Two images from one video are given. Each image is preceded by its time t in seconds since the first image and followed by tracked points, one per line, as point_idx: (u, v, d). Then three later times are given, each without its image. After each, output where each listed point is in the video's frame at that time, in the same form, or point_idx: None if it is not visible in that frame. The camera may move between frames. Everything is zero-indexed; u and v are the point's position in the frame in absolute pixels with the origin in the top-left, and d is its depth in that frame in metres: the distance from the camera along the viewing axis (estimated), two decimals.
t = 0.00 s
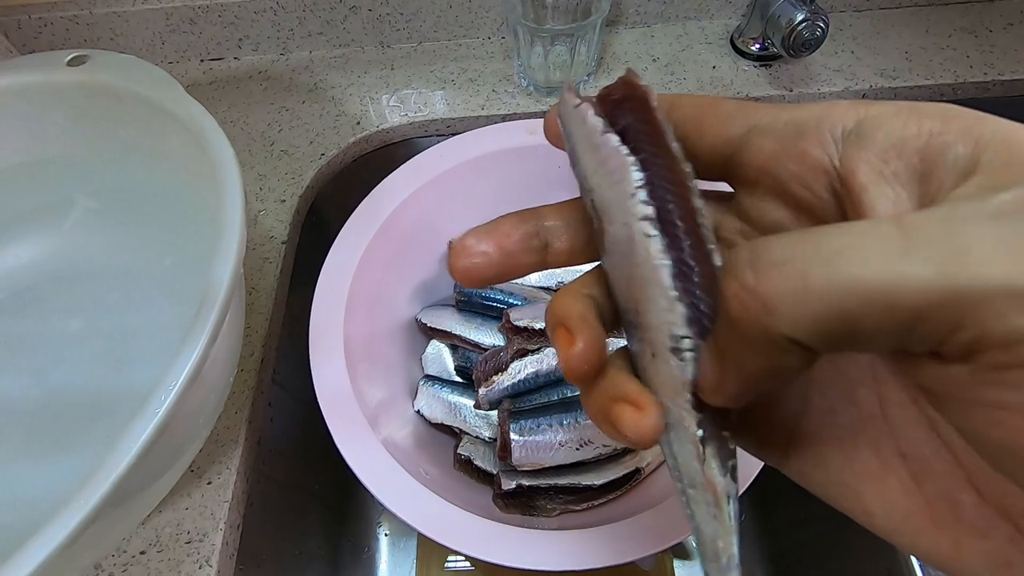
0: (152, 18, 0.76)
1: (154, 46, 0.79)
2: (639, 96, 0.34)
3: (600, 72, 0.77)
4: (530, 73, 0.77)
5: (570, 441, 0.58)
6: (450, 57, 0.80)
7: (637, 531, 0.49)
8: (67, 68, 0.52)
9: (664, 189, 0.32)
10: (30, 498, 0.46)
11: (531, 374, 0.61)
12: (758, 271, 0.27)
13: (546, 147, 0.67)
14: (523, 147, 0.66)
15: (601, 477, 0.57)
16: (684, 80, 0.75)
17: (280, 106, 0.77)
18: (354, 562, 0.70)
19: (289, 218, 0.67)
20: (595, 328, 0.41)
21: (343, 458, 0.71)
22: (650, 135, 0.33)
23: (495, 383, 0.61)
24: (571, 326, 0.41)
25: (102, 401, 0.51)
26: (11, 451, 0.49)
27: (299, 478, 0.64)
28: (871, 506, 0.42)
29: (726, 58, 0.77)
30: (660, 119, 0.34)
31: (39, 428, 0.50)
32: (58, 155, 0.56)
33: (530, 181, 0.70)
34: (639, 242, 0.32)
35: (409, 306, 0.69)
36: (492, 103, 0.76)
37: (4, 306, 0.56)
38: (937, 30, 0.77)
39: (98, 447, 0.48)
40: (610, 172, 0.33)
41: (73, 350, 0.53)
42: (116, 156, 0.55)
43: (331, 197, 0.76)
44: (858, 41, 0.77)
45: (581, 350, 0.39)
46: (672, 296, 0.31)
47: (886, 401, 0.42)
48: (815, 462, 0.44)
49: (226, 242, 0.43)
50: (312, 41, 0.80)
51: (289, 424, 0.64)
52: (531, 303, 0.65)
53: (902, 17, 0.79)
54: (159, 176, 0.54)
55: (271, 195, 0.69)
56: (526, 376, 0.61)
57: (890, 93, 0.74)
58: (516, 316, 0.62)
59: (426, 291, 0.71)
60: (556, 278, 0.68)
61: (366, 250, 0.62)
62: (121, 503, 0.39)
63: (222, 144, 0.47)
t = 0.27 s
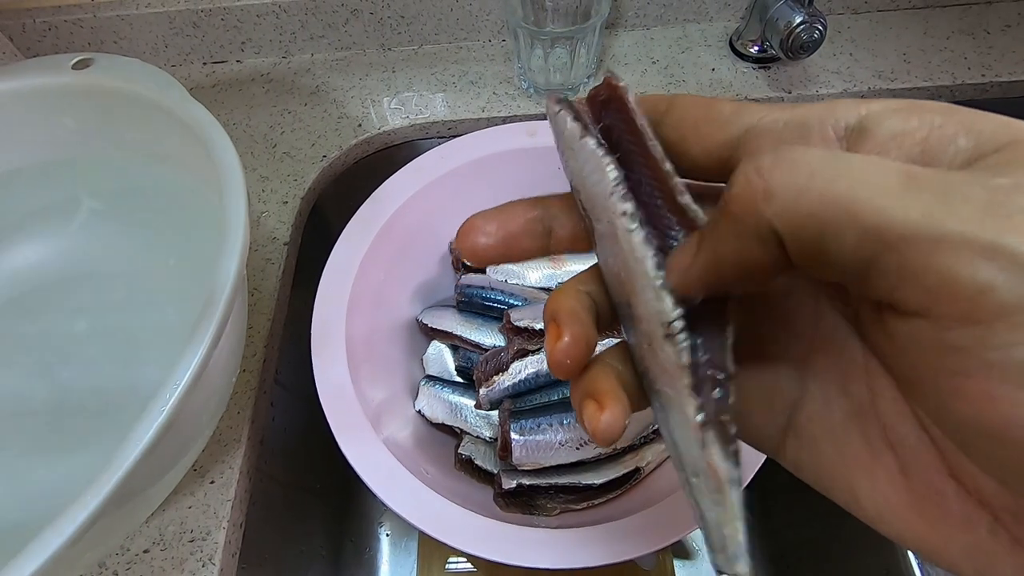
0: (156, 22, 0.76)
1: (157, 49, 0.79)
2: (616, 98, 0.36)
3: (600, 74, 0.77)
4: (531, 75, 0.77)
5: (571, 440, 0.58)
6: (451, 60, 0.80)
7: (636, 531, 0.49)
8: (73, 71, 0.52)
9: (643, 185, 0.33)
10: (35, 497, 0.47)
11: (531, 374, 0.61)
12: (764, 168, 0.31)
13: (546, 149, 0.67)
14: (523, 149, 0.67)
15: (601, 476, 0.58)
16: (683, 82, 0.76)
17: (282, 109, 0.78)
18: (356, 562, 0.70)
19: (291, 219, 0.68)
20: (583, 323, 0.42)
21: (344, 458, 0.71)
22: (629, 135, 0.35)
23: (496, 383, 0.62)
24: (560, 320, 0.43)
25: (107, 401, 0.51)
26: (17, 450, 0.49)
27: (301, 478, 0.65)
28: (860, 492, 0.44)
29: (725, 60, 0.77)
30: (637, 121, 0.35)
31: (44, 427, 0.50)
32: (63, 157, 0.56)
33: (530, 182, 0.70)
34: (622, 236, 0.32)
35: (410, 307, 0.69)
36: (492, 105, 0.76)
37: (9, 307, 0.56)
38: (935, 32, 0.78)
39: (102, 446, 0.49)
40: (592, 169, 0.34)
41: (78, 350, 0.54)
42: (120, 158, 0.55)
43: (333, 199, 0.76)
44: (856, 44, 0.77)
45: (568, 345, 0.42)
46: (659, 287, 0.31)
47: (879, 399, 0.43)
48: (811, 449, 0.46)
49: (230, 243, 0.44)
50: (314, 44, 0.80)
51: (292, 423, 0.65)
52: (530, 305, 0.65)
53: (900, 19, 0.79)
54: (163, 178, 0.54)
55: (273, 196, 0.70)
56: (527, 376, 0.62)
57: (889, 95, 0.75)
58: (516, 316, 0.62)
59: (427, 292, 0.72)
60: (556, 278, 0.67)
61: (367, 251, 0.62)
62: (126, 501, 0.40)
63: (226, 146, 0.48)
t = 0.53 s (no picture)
0: (159, 25, 0.77)
1: (160, 51, 0.80)
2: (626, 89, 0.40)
3: (601, 76, 0.78)
4: (532, 77, 0.78)
5: (572, 441, 0.59)
6: (453, 62, 0.80)
7: (638, 530, 0.49)
8: (77, 74, 0.53)
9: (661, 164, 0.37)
10: (40, 496, 0.47)
11: (533, 375, 0.61)
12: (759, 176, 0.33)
13: (547, 150, 0.67)
14: (524, 150, 0.67)
15: (602, 477, 0.58)
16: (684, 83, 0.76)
17: (285, 111, 0.78)
18: (358, 562, 0.70)
19: (294, 220, 0.68)
20: (572, 324, 0.45)
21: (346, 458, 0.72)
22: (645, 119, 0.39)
23: (498, 383, 0.62)
24: (548, 319, 0.45)
25: (111, 400, 0.52)
26: (22, 449, 0.50)
27: (304, 478, 0.65)
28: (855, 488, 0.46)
29: (726, 61, 0.78)
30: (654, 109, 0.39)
31: (49, 427, 0.51)
32: (67, 159, 0.56)
33: (532, 184, 0.71)
34: (648, 206, 0.36)
35: (412, 307, 0.70)
36: (494, 107, 0.76)
37: (14, 308, 0.56)
38: (935, 34, 0.78)
39: (107, 445, 0.49)
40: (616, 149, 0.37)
41: (82, 350, 0.54)
42: (125, 160, 0.56)
43: (335, 200, 0.77)
44: (857, 45, 0.78)
45: (552, 343, 0.44)
46: (685, 252, 0.35)
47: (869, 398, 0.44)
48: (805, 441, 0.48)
49: (234, 244, 0.44)
50: (317, 47, 0.81)
51: (294, 423, 0.65)
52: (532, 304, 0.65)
53: (900, 20, 0.80)
54: (167, 179, 0.54)
55: (276, 198, 0.70)
56: (529, 377, 0.62)
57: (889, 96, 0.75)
58: (518, 316, 0.63)
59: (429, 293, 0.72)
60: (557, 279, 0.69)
61: (370, 252, 0.62)
62: (131, 500, 0.40)
63: (230, 149, 0.48)
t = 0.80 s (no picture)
0: (160, 24, 0.77)
1: (161, 50, 0.80)
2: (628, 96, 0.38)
3: (602, 76, 0.77)
4: (533, 76, 0.78)
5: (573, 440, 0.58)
6: (454, 61, 0.80)
7: (638, 529, 0.49)
8: (78, 73, 0.53)
9: (666, 175, 0.36)
10: (40, 495, 0.47)
11: (533, 374, 0.61)
12: (766, 181, 0.33)
13: (548, 149, 0.67)
14: (525, 149, 0.67)
15: (604, 476, 0.58)
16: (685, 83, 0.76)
17: (285, 110, 0.78)
18: (359, 562, 0.70)
19: (295, 219, 0.68)
20: (578, 328, 0.45)
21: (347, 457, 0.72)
22: (648, 127, 0.37)
23: (498, 382, 0.62)
24: (550, 325, 0.46)
25: (112, 399, 0.52)
26: (23, 448, 0.50)
27: (305, 477, 0.65)
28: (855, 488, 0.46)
29: (727, 60, 0.77)
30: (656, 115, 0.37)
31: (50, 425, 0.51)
32: (68, 158, 0.57)
33: (532, 183, 0.71)
34: (650, 221, 0.35)
35: (413, 307, 0.70)
36: (494, 106, 0.76)
37: (15, 307, 0.56)
38: (937, 33, 0.78)
39: (108, 444, 0.49)
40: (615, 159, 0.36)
41: (83, 348, 0.54)
42: (126, 159, 0.56)
43: (336, 199, 0.77)
44: (858, 44, 0.78)
45: (553, 350, 0.45)
46: (689, 266, 0.34)
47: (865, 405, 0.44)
48: (804, 442, 0.48)
49: (234, 242, 0.44)
50: (318, 46, 0.81)
51: (295, 423, 0.65)
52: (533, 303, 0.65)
53: (902, 19, 0.79)
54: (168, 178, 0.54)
55: (277, 197, 0.70)
56: (529, 375, 0.61)
57: (891, 95, 0.75)
58: (519, 315, 0.63)
59: (429, 292, 0.72)
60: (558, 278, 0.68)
61: (370, 251, 0.62)
62: (131, 498, 0.40)
63: (230, 147, 0.48)
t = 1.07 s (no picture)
0: (158, 25, 0.77)
1: (159, 52, 0.80)
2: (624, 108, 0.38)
3: (599, 76, 0.77)
4: (530, 76, 0.78)
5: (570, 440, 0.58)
6: (451, 62, 0.81)
7: (636, 530, 0.49)
8: (75, 74, 0.53)
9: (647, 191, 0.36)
10: (36, 496, 0.47)
11: (530, 374, 0.61)
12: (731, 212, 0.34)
13: (545, 150, 0.67)
14: (522, 149, 0.67)
15: (600, 477, 0.58)
16: (682, 83, 0.76)
17: (283, 111, 0.78)
18: (357, 563, 0.70)
19: (292, 220, 0.68)
20: (576, 342, 0.45)
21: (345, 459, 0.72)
22: (639, 143, 0.37)
23: (496, 383, 0.62)
24: (551, 337, 0.46)
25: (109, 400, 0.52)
26: (20, 449, 0.50)
27: (302, 479, 0.65)
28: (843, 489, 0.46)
29: (725, 61, 0.77)
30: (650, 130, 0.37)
31: (46, 427, 0.51)
32: (65, 159, 0.57)
33: (529, 184, 0.71)
34: (634, 242, 0.34)
35: (410, 308, 0.70)
36: (492, 107, 0.76)
37: (11, 309, 0.56)
38: (934, 33, 0.78)
39: (104, 446, 0.49)
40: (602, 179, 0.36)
41: (80, 350, 0.54)
42: (122, 160, 0.56)
43: (333, 200, 0.77)
44: (856, 44, 0.78)
45: (551, 364, 0.45)
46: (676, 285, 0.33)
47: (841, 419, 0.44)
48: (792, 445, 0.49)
49: (229, 243, 0.44)
50: (315, 47, 0.81)
51: (293, 424, 0.65)
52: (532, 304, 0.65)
53: (899, 19, 0.79)
54: (164, 179, 0.54)
55: (274, 198, 0.70)
56: (526, 376, 0.61)
57: (889, 95, 0.75)
58: (516, 316, 0.63)
59: (427, 293, 0.72)
60: (555, 279, 0.69)
61: (367, 252, 0.62)
62: (126, 499, 0.40)
63: (226, 149, 0.48)
